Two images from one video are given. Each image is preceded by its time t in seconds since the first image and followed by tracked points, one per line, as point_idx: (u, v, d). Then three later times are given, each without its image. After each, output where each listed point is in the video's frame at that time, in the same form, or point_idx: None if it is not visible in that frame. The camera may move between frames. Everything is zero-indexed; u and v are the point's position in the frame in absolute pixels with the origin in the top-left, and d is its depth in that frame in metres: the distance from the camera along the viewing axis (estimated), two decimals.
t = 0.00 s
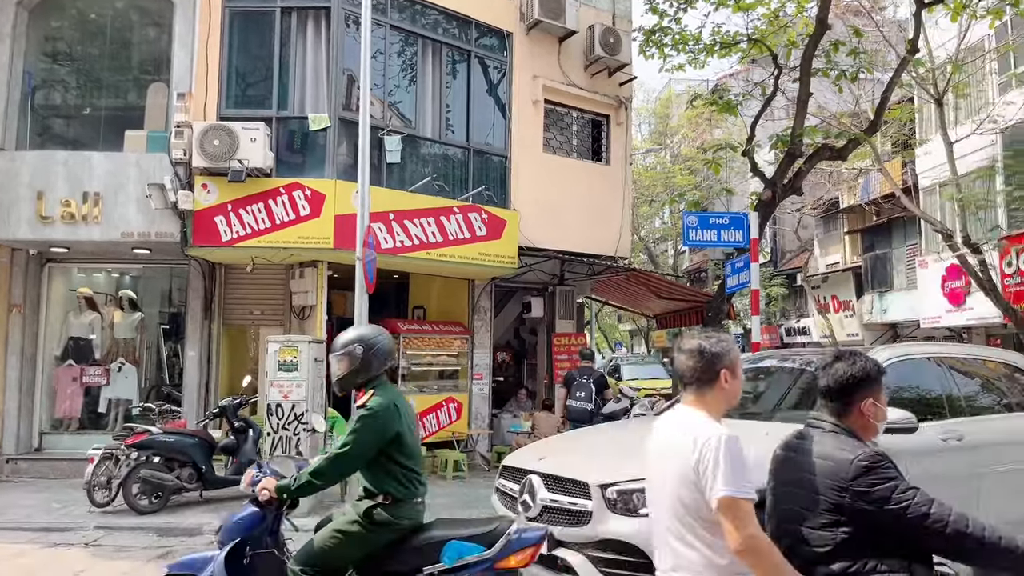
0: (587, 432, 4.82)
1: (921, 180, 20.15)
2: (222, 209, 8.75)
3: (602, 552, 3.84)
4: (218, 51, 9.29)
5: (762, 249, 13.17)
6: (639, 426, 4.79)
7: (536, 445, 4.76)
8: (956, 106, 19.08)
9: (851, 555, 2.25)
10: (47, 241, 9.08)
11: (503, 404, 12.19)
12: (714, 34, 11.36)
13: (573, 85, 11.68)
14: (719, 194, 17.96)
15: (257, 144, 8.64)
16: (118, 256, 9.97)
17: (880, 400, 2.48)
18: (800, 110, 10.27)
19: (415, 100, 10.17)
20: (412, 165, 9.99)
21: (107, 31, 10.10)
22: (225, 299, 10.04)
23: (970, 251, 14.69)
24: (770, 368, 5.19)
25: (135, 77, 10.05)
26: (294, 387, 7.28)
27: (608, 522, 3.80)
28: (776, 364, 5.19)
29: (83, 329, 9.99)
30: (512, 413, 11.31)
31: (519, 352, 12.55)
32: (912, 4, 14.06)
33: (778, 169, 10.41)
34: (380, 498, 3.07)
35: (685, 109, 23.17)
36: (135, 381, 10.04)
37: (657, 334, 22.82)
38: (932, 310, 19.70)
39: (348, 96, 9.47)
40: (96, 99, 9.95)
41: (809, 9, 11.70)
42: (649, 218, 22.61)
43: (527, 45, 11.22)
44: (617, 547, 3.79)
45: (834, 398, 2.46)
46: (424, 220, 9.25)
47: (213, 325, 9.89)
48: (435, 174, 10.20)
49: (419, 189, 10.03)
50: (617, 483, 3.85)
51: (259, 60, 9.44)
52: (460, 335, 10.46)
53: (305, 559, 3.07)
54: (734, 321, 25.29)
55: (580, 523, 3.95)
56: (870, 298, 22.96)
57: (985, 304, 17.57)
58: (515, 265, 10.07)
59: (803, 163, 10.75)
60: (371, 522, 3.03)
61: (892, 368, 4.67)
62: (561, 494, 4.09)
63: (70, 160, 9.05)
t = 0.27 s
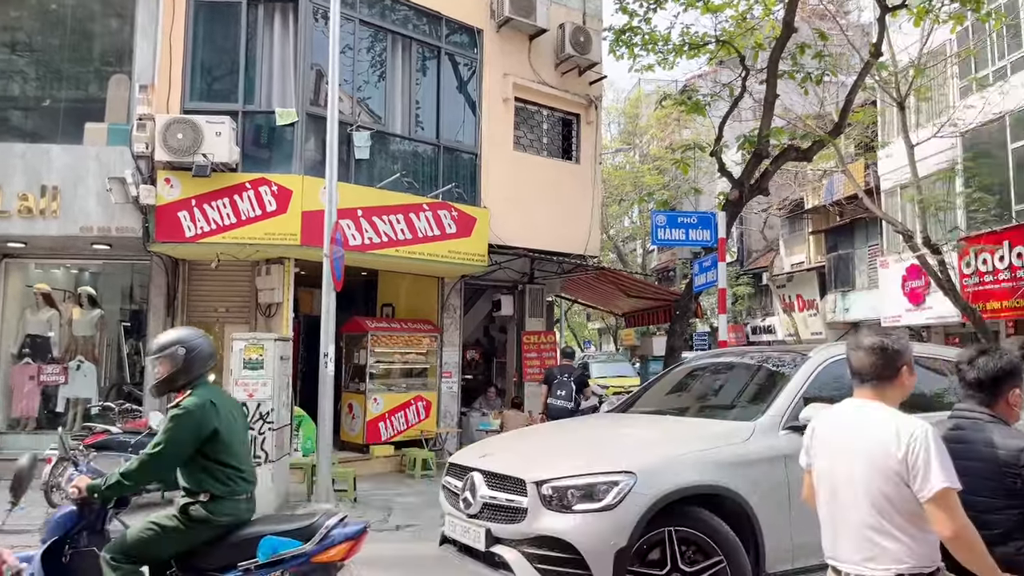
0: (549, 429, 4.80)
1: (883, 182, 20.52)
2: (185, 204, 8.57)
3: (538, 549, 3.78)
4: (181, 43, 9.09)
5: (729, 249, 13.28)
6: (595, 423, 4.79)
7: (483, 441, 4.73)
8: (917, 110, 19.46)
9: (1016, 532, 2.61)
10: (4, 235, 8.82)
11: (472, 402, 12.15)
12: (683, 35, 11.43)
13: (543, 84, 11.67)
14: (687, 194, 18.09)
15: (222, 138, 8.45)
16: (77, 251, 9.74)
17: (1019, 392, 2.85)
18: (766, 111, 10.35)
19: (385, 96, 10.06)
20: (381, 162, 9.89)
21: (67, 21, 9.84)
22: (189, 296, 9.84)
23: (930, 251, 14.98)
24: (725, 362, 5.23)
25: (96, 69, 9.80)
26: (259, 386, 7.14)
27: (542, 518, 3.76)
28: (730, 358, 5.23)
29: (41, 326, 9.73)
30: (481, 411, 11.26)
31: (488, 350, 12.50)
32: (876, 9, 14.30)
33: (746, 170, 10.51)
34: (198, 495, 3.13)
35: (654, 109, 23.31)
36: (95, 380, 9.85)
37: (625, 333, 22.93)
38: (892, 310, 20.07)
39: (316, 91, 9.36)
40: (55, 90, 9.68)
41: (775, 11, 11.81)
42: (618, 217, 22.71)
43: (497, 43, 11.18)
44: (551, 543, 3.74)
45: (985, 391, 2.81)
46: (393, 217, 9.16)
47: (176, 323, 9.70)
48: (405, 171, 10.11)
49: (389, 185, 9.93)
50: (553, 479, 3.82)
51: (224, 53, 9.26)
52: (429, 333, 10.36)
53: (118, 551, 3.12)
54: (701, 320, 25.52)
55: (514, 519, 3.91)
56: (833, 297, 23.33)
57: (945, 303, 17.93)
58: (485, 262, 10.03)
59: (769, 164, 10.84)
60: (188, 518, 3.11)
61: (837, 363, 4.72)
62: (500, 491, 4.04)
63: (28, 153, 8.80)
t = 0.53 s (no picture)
0: (504, 423, 4.79)
1: (840, 184, 20.92)
2: (141, 198, 8.37)
3: (468, 546, 3.77)
4: (138, 34, 8.86)
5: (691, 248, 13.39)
6: (544, 419, 4.77)
7: (429, 438, 4.70)
8: (874, 114, 19.88)
9: None
10: None
11: (435, 400, 12.08)
12: (647, 35, 11.49)
13: (509, 81, 11.63)
14: (650, 194, 18.23)
15: (179, 131, 8.26)
16: (29, 245, 9.55)
17: None
18: (728, 112, 10.45)
19: (348, 91, 9.93)
20: (344, 157, 9.76)
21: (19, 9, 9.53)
22: (145, 293, 9.61)
23: (885, 252, 15.31)
24: (673, 358, 5.22)
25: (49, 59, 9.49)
26: (217, 385, 7.00)
27: (472, 515, 3.74)
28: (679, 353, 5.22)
29: None
30: (444, 410, 11.18)
31: (453, 349, 12.42)
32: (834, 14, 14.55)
33: (708, 170, 10.59)
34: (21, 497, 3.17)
35: (618, 110, 23.43)
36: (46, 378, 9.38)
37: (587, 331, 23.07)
38: (849, 309, 20.48)
39: (278, 85, 9.20)
40: (6, 81, 9.38)
41: (737, 14, 11.94)
42: (582, 216, 22.76)
43: (462, 39, 11.11)
44: (479, 541, 3.73)
45: None
46: (356, 214, 9.05)
47: (131, 320, 9.49)
48: (369, 167, 9.99)
49: (352, 181, 9.80)
50: (485, 476, 3.81)
51: (182, 44, 9.04)
52: (392, 331, 10.25)
53: None
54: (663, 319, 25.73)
55: (446, 516, 3.88)
56: (791, 296, 23.73)
57: (899, 303, 18.34)
58: (450, 260, 9.94)
59: (731, 165, 10.94)
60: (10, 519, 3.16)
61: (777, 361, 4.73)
62: (434, 488, 4.01)
63: None
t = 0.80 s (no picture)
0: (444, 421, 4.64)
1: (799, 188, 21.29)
2: (95, 193, 8.14)
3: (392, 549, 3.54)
4: (94, 25, 8.62)
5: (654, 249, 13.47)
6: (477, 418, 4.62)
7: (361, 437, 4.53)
8: (831, 119, 20.27)
9: None
10: None
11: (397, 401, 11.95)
12: (611, 38, 11.54)
13: (474, 80, 11.58)
14: (614, 196, 18.35)
15: (134, 125, 8.06)
16: None
17: None
18: (691, 115, 10.53)
19: (311, 88, 9.78)
20: (305, 155, 9.60)
21: None
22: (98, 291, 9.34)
23: (841, 255, 15.61)
24: (610, 356, 5.10)
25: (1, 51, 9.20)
26: (173, 385, 6.83)
27: (392, 517, 3.57)
28: (615, 351, 5.10)
29: None
30: (407, 411, 11.08)
31: (417, 349, 12.31)
32: (793, 21, 14.81)
33: (671, 172, 10.65)
34: None
35: (583, 111, 23.54)
36: None
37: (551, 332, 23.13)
38: (806, 310, 20.84)
39: (238, 80, 9.03)
40: None
41: (700, 18, 12.05)
42: (547, 217, 22.80)
43: (427, 38, 11.03)
44: (398, 543, 3.54)
45: None
46: (318, 212, 8.92)
47: (83, 319, 9.22)
48: (331, 165, 9.85)
49: (313, 179, 9.65)
50: (407, 477, 3.63)
51: (139, 37, 8.82)
52: (355, 331, 10.13)
53: None
54: (626, 320, 25.91)
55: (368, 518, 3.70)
56: (751, 298, 24.06)
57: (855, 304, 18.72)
58: (414, 260, 9.87)
59: (693, 167, 11.01)
60: None
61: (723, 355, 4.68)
62: (358, 489, 3.81)
63: None
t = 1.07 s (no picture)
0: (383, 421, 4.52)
1: (758, 190, 21.57)
2: (41, 187, 7.88)
3: (292, 554, 3.46)
4: (42, 14, 8.34)
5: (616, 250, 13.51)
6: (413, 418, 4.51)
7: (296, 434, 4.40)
8: (790, 123, 20.60)
9: None
10: None
11: (357, 402, 11.82)
12: (575, 38, 11.53)
13: (437, 78, 11.49)
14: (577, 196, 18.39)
15: (85, 117, 7.84)
16: None
17: None
18: (654, 117, 10.56)
19: (270, 83, 9.60)
20: (264, 151, 9.42)
21: None
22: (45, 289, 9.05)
23: (799, 256, 15.85)
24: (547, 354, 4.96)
25: None
26: (123, 386, 6.63)
27: (296, 521, 3.48)
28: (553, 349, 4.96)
29: None
30: (367, 411, 10.94)
31: (378, 348, 12.21)
32: (753, 25, 14.98)
33: (634, 173, 10.67)
34: None
35: (546, 111, 23.56)
36: None
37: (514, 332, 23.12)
38: (765, 310, 21.14)
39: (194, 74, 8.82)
40: None
41: (663, 21, 12.12)
42: (511, 216, 22.74)
43: (390, 34, 10.90)
44: (303, 547, 3.45)
45: None
46: (276, 209, 8.73)
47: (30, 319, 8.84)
48: (290, 161, 9.67)
49: (272, 175, 9.47)
50: (313, 480, 3.53)
51: (91, 27, 8.56)
52: (315, 330, 9.98)
53: None
54: (589, 320, 26.00)
55: (278, 522, 3.60)
56: (712, 298, 24.32)
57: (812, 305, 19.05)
58: (375, 259, 9.75)
59: (655, 169, 11.05)
60: None
61: (639, 360, 4.53)
62: (268, 492, 3.72)
63: None
